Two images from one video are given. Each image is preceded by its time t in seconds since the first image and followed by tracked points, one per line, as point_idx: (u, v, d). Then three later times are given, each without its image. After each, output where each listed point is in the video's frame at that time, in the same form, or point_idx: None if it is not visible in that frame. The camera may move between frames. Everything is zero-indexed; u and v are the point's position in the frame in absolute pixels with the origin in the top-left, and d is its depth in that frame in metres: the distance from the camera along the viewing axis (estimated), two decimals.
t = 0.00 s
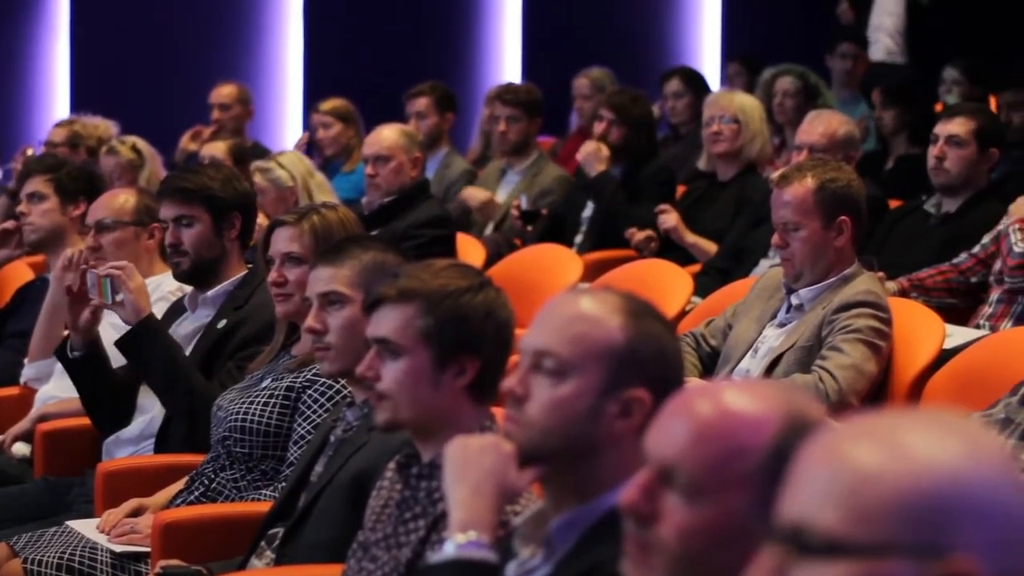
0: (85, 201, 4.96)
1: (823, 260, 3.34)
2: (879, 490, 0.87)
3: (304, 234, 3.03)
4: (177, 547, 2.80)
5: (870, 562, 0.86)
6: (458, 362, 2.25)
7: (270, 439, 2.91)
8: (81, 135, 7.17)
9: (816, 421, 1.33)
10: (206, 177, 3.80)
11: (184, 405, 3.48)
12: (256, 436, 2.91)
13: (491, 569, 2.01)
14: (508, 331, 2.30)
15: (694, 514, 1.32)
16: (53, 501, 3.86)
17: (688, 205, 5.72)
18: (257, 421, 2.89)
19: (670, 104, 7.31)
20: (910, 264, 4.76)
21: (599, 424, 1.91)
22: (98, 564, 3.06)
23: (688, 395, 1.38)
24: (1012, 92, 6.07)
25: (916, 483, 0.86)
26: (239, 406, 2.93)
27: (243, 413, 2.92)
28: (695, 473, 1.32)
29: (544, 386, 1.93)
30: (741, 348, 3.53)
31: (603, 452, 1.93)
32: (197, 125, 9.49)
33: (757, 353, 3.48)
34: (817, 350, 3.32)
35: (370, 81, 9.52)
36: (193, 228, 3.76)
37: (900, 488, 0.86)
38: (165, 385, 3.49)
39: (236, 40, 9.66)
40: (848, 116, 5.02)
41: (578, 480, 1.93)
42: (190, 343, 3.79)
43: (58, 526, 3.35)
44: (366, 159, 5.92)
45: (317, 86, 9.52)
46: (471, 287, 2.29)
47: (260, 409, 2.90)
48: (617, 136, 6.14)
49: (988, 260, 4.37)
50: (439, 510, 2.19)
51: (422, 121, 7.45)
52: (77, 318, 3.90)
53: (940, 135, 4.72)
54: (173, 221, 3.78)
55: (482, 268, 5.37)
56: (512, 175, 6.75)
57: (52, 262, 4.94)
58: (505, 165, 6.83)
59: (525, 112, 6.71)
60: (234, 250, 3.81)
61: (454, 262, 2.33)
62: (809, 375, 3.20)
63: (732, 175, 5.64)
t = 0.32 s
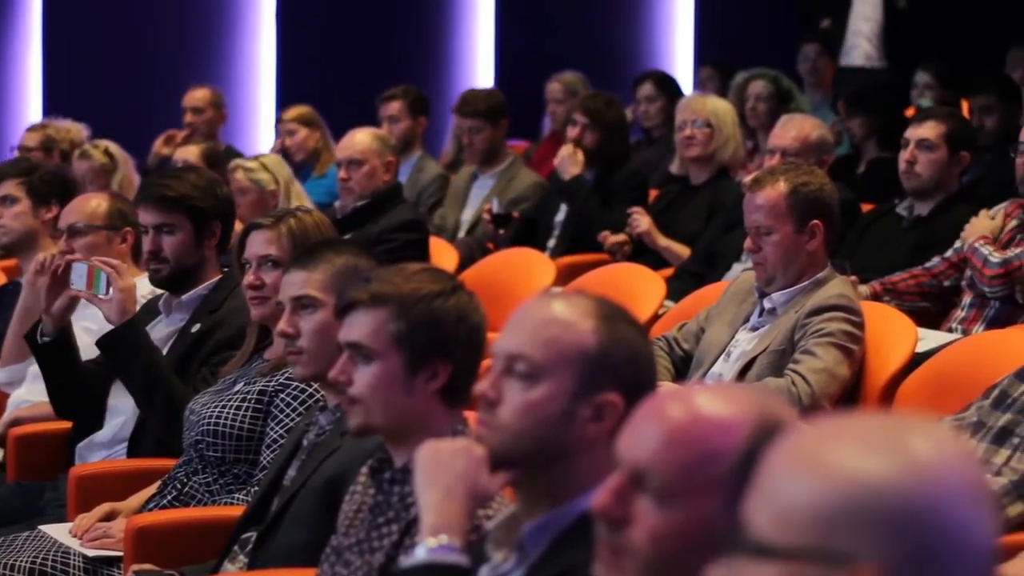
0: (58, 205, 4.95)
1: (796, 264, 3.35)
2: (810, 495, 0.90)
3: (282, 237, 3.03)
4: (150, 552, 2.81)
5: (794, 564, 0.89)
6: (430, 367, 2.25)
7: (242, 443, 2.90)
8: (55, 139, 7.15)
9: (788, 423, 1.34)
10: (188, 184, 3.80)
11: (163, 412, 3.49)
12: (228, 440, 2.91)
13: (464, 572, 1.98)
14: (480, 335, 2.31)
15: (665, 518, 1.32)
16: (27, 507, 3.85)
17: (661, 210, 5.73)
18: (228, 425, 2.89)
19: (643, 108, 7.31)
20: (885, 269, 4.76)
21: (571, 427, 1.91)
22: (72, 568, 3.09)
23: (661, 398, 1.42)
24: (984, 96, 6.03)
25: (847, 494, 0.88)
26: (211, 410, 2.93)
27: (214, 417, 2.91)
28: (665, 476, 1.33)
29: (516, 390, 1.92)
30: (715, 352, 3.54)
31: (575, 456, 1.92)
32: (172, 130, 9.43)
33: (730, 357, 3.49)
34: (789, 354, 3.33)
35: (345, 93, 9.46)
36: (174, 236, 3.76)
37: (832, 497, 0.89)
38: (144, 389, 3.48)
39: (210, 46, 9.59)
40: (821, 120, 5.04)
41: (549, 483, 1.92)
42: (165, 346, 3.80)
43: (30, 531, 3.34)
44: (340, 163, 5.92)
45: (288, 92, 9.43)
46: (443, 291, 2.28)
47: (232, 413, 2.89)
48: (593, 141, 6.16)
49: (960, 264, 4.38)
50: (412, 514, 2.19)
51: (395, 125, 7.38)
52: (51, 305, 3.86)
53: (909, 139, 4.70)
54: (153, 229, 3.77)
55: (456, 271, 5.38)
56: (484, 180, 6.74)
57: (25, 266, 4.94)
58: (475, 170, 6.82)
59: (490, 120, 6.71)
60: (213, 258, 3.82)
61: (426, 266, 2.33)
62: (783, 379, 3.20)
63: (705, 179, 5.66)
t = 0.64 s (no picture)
0: (33, 208, 4.98)
1: (773, 266, 3.36)
2: (780, 499, 0.95)
3: (268, 237, 3.03)
4: (129, 554, 2.81)
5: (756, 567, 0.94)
6: (407, 370, 2.25)
7: (219, 445, 2.91)
8: (32, 142, 7.14)
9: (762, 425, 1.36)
10: (169, 187, 3.80)
11: (143, 415, 3.49)
12: (205, 442, 2.91)
13: None
14: (457, 337, 2.31)
15: (643, 521, 1.34)
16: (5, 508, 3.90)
17: (638, 213, 5.73)
18: (206, 427, 2.90)
19: (621, 110, 7.30)
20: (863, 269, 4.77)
21: (548, 430, 1.90)
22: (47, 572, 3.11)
23: (638, 402, 1.41)
24: (962, 99, 6.05)
25: (814, 497, 0.93)
26: (189, 412, 2.94)
27: (192, 419, 2.92)
28: (642, 478, 1.34)
29: (493, 393, 1.91)
30: (692, 354, 3.55)
31: (552, 458, 1.91)
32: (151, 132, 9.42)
33: (707, 359, 3.50)
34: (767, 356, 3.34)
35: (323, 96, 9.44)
36: (153, 239, 3.76)
37: (799, 500, 0.94)
38: (125, 393, 3.49)
39: (187, 48, 9.60)
40: (799, 123, 5.04)
41: (527, 485, 1.92)
42: (143, 348, 3.81)
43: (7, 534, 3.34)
44: (318, 165, 5.93)
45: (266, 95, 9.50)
46: (420, 294, 2.29)
47: (209, 416, 2.90)
48: (569, 144, 6.18)
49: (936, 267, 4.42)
50: (390, 517, 2.19)
51: (373, 128, 7.33)
52: (31, 304, 3.83)
53: (887, 142, 4.74)
54: (133, 231, 3.78)
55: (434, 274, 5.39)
56: (464, 183, 6.74)
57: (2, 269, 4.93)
58: (454, 174, 6.81)
59: (463, 126, 6.71)
60: (192, 261, 3.83)
61: (405, 269, 2.32)
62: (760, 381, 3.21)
63: (683, 182, 5.66)
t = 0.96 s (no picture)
0: (7, 210, 4.99)
1: (747, 267, 3.38)
2: (753, 498, 0.97)
3: (241, 239, 3.05)
4: (102, 557, 2.81)
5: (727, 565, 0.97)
6: (381, 371, 2.25)
7: (193, 447, 2.91)
8: (6, 144, 7.12)
9: (735, 427, 1.36)
10: (140, 188, 3.81)
11: (114, 417, 3.49)
12: (179, 444, 2.92)
13: None
14: (430, 339, 2.31)
15: (615, 522, 1.34)
16: None
17: (613, 213, 5.75)
18: (180, 428, 2.90)
19: (595, 112, 7.29)
20: (837, 271, 4.74)
21: (522, 431, 1.88)
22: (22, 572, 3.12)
23: (612, 402, 1.40)
24: (936, 99, 6.05)
25: (786, 497, 0.96)
26: (164, 413, 2.94)
27: (166, 421, 2.93)
28: (615, 482, 1.34)
29: (466, 394, 1.89)
30: (665, 355, 3.55)
31: (524, 460, 1.90)
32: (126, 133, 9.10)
33: (680, 360, 3.50)
34: (741, 357, 3.34)
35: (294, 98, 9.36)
36: (125, 240, 3.77)
37: (772, 500, 0.97)
38: (97, 396, 3.48)
39: (163, 49, 9.35)
40: (772, 125, 5.05)
41: (502, 486, 1.91)
42: (116, 350, 3.81)
43: None
44: (291, 167, 5.92)
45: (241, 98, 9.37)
46: (394, 295, 2.29)
47: (183, 417, 2.91)
48: (544, 145, 6.22)
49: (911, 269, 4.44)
50: (364, 519, 2.20)
51: (347, 129, 7.40)
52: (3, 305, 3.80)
53: (860, 142, 4.73)
54: (104, 233, 3.78)
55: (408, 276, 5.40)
56: (439, 185, 6.72)
57: None
58: (428, 176, 6.79)
59: (439, 129, 6.67)
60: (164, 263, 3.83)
61: (378, 272, 2.34)
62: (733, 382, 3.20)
63: (657, 183, 5.68)
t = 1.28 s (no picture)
0: None
1: (716, 269, 3.39)
2: (723, 500, 0.97)
3: (208, 243, 3.06)
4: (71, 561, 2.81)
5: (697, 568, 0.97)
6: (349, 374, 2.25)
7: (161, 450, 2.93)
8: None
9: (703, 426, 1.36)
10: (110, 191, 3.81)
11: (82, 417, 3.49)
12: (148, 447, 2.94)
13: None
14: (399, 342, 2.31)
15: (583, 524, 1.34)
16: None
17: (582, 216, 5.74)
18: (149, 432, 2.92)
19: (564, 115, 7.31)
20: (805, 273, 4.73)
21: (491, 434, 1.87)
22: None
23: (579, 405, 1.39)
24: (904, 103, 6.12)
25: (755, 498, 0.96)
26: (132, 416, 2.96)
27: (135, 424, 2.94)
28: (584, 484, 1.34)
29: (434, 396, 1.88)
30: (634, 357, 3.55)
31: (492, 463, 1.89)
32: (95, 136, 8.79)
33: (649, 361, 3.51)
34: (710, 359, 3.34)
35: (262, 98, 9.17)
36: (94, 242, 3.78)
37: (742, 501, 0.96)
38: (66, 398, 3.49)
39: (133, 49, 9.06)
40: (741, 128, 5.07)
41: (470, 489, 1.89)
42: (85, 352, 3.83)
43: None
44: (260, 170, 5.91)
45: (211, 98, 9.13)
46: (362, 298, 2.28)
47: (152, 421, 2.93)
48: (516, 149, 6.17)
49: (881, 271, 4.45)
50: (332, 521, 2.19)
51: (316, 132, 7.42)
52: None
53: (828, 144, 4.77)
54: (74, 235, 3.79)
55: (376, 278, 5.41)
56: (407, 187, 6.71)
57: None
58: (396, 177, 6.78)
59: (406, 132, 6.64)
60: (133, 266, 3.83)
61: (347, 274, 2.32)
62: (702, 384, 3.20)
63: (626, 185, 5.68)
